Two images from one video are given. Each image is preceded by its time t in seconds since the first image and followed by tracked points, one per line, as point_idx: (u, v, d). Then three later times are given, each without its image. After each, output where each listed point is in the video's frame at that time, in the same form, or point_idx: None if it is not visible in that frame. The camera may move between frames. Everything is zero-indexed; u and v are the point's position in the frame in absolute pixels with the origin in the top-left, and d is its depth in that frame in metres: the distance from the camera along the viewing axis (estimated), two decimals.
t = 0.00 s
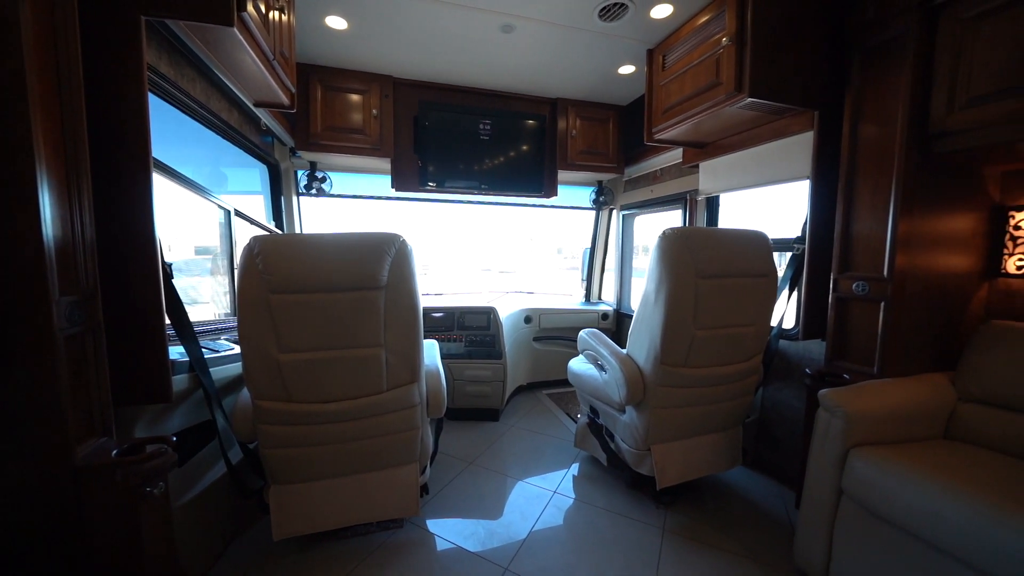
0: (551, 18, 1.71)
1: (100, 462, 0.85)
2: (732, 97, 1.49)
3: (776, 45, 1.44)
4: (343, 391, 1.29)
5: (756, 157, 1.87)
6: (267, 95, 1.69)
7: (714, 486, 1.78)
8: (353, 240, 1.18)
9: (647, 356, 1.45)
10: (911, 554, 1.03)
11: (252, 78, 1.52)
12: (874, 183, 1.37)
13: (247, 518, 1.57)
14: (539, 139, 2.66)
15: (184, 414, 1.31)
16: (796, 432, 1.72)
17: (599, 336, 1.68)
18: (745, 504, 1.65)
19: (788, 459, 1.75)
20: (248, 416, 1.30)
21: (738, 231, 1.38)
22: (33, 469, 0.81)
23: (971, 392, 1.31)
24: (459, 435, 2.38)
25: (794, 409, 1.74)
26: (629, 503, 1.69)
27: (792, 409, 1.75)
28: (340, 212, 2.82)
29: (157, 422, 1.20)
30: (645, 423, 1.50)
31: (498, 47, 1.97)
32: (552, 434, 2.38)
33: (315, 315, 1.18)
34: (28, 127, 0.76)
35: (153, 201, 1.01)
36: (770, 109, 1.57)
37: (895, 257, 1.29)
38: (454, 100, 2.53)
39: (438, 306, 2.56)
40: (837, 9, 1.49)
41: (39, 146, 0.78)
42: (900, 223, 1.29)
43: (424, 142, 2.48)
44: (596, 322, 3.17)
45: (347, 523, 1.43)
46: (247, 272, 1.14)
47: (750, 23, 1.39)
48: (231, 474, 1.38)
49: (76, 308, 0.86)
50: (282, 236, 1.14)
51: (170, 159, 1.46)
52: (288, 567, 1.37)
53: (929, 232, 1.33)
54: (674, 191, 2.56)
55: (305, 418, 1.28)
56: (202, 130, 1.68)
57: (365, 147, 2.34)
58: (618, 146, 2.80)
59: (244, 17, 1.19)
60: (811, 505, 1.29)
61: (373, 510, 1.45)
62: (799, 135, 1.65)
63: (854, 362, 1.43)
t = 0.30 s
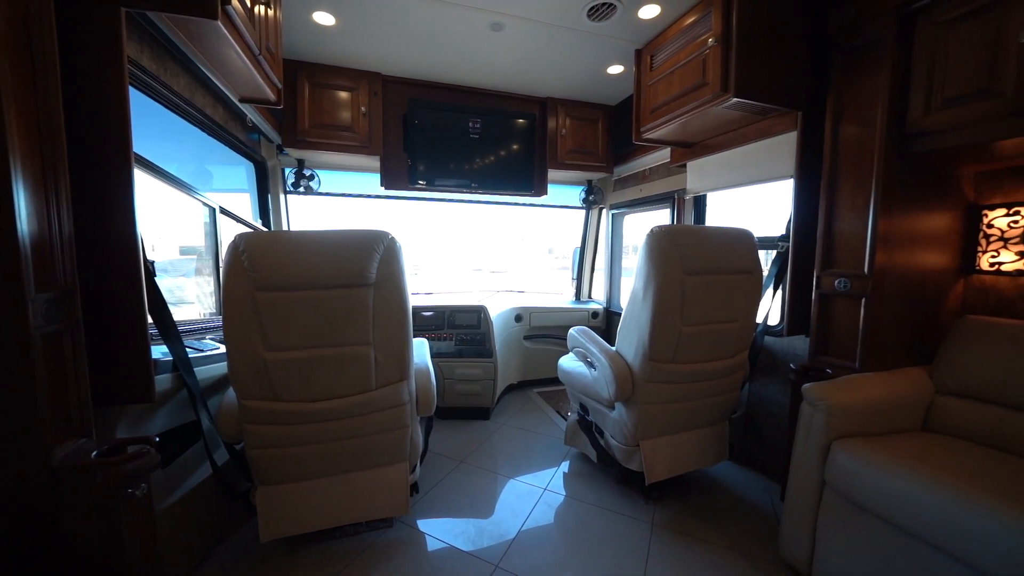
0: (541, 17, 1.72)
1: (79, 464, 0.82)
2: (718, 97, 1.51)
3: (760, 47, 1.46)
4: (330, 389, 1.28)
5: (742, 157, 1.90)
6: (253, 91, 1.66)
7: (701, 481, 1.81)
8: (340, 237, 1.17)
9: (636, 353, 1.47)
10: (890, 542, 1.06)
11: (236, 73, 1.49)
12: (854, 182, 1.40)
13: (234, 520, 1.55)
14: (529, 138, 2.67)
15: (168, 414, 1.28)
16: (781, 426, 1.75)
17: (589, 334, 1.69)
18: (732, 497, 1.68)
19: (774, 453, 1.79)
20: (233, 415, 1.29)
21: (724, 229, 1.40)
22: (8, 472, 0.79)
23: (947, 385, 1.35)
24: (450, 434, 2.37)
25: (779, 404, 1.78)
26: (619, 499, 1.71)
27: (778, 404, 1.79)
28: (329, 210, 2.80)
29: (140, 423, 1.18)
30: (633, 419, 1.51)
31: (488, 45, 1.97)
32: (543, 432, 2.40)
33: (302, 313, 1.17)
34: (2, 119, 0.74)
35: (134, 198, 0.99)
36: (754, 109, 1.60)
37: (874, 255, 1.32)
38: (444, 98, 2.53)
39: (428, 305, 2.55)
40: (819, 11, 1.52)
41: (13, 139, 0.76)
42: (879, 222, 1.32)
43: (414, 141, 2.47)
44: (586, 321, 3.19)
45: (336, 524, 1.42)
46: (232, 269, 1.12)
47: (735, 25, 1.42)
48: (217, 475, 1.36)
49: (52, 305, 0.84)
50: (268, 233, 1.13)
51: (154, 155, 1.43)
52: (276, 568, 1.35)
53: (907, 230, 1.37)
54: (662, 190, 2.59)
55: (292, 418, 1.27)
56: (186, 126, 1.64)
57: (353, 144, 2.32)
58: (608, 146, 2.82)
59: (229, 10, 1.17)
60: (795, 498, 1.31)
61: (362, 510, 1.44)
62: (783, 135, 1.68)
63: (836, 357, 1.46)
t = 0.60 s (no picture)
0: (531, 16, 1.72)
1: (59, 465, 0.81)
2: (704, 96, 1.54)
3: (745, 47, 1.49)
4: (319, 388, 1.27)
5: (729, 156, 1.92)
6: (239, 86, 1.64)
7: (689, 476, 1.83)
8: (329, 234, 1.16)
9: (625, 349, 1.48)
10: (871, 533, 1.09)
11: (222, 68, 1.47)
12: (837, 182, 1.43)
13: (220, 522, 1.52)
14: (519, 136, 2.67)
15: (151, 415, 1.26)
16: (767, 421, 1.79)
17: (579, 331, 1.70)
18: (719, 492, 1.70)
19: (760, 447, 1.82)
20: (219, 415, 1.27)
21: (711, 227, 1.42)
22: None
23: (925, 379, 1.39)
24: (440, 433, 2.37)
25: (764, 399, 1.81)
26: (608, 495, 1.72)
27: (764, 399, 1.82)
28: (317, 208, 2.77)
29: (122, 424, 1.15)
30: (623, 415, 1.53)
31: (478, 43, 1.96)
32: (534, 430, 2.40)
33: (290, 311, 1.16)
34: None
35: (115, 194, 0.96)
36: (740, 109, 1.62)
37: (856, 252, 1.36)
38: (434, 95, 2.52)
39: (418, 304, 2.54)
40: (802, 14, 1.55)
41: None
42: (861, 220, 1.35)
43: (404, 139, 2.46)
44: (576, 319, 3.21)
45: (325, 524, 1.40)
46: (217, 267, 1.10)
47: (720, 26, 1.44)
48: (202, 477, 1.34)
49: (28, 302, 0.81)
50: (255, 230, 1.11)
51: (139, 151, 1.41)
52: (263, 570, 1.34)
53: (888, 228, 1.40)
54: (651, 189, 2.61)
55: (280, 417, 1.25)
56: (170, 122, 1.61)
57: (341, 141, 2.29)
58: (597, 145, 2.84)
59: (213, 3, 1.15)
60: (780, 491, 1.34)
61: (351, 509, 1.43)
62: (769, 134, 1.71)
63: (820, 353, 1.49)
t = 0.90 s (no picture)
0: (519, 14, 1.72)
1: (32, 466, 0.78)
2: (691, 96, 1.56)
3: (730, 48, 1.51)
4: (305, 386, 1.25)
5: (716, 155, 1.95)
6: (223, 81, 1.61)
7: (677, 471, 1.85)
8: (315, 230, 1.15)
9: (613, 346, 1.49)
10: (853, 523, 1.11)
11: (205, 62, 1.44)
12: (819, 181, 1.46)
13: (204, 524, 1.49)
14: (509, 135, 2.68)
15: (131, 415, 1.22)
16: (753, 416, 1.82)
17: (568, 329, 1.71)
18: (706, 486, 1.73)
19: (746, 442, 1.85)
20: (203, 415, 1.24)
21: (697, 225, 1.44)
22: None
23: (903, 373, 1.43)
24: (430, 432, 2.36)
25: (750, 394, 1.84)
26: (597, 492, 1.73)
27: (749, 395, 1.85)
28: (304, 206, 2.73)
29: (100, 424, 1.12)
30: (611, 411, 1.54)
31: (466, 40, 1.96)
32: (524, 428, 2.41)
33: (275, 308, 1.14)
34: None
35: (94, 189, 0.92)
36: (726, 109, 1.65)
37: (837, 250, 1.39)
38: (423, 93, 2.50)
39: (407, 302, 2.53)
40: (785, 16, 1.58)
41: None
42: (842, 218, 1.38)
43: (393, 137, 2.44)
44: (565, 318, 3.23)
45: (312, 525, 1.39)
46: (200, 264, 1.08)
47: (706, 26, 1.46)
48: (185, 478, 1.31)
49: None
50: (239, 225, 1.09)
51: (119, 146, 1.37)
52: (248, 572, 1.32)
53: (868, 226, 1.44)
54: (639, 188, 2.64)
55: (265, 416, 1.23)
56: (152, 117, 1.58)
57: (329, 138, 2.27)
58: (586, 144, 2.86)
59: None
60: (765, 485, 1.36)
61: (338, 509, 1.41)
62: (754, 134, 1.75)
63: (803, 348, 1.52)
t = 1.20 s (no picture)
0: (509, 12, 1.73)
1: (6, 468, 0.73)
2: (678, 95, 1.58)
3: (717, 48, 1.53)
4: (293, 385, 1.24)
5: (703, 155, 1.98)
6: (208, 75, 1.58)
7: (666, 466, 1.88)
8: (303, 227, 1.13)
9: (603, 343, 1.50)
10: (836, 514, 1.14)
11: (189, 56, 1.42)
12: (803, 180, 1.49)
13: (190, 527, 1.47)
14: (499, 134, 2.68)
15: (113, 416, 1.20)
16: (740, 412, 1.85)
17: (558, 326, 1.72)
18: (694, 481, 1.75)
19: (733, 437, 1.88)
20: (188, 415, 1.22)
21: (685, 223, 1.45)
22: None
23: (883, 368, 1.47)
24: (420, 431, 2.35)
25: (737, 390, 1.87)
26: (588, 488, 1.74)
27: (737, 390, 1.88)
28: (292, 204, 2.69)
29: (81, 425, 1.10)
30: (601, 408, 1.55)
31: (456, 38, 1.95)
32: (515, 426, 2.42)
33: (262, 306, 1.13)
34: None
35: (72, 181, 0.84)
36: (713, 109, 1.67)
37: (821, 248, 1.42)
38: (413, 91, 2.49)
39: (397, 301, 2.51)
40: (770, 18, 1.61)
41: None
42: (825, 217, 1.41)
43: (382, 135, 2.42)
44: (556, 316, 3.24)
45: (300, 525, 1.37)
46: (183, 261, 1.06)
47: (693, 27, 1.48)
48: (170, 480, 1.29)
49: None
50: (225, 222, 1.07)
51: (100, 142, 1.34)
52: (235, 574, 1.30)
53: (850, 224, 1.47)
54: (629, 187, 2.66)
55: (252, 415, 1.22)
56: (135, 112, 1.55)
57: (317, 136, 2.25)
58: (576, 144, 2.88)
59: None
60: (751, 478, 1.38)
61: (327, 509, 1.40)
62: (741, 134, 1.77)
63: (788, 344, 1.55)
